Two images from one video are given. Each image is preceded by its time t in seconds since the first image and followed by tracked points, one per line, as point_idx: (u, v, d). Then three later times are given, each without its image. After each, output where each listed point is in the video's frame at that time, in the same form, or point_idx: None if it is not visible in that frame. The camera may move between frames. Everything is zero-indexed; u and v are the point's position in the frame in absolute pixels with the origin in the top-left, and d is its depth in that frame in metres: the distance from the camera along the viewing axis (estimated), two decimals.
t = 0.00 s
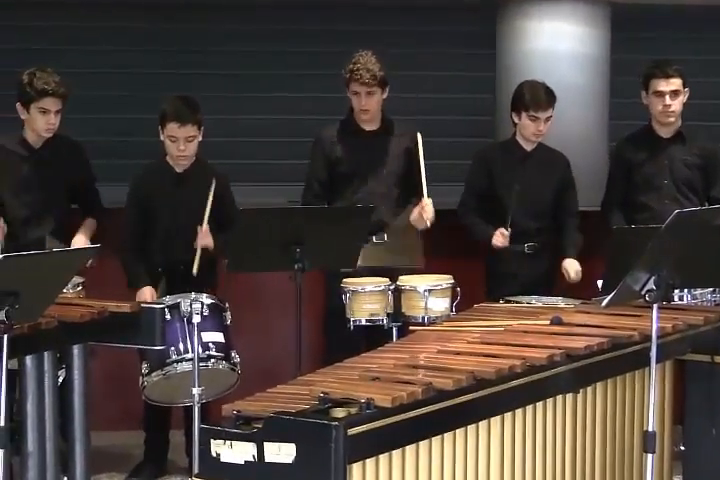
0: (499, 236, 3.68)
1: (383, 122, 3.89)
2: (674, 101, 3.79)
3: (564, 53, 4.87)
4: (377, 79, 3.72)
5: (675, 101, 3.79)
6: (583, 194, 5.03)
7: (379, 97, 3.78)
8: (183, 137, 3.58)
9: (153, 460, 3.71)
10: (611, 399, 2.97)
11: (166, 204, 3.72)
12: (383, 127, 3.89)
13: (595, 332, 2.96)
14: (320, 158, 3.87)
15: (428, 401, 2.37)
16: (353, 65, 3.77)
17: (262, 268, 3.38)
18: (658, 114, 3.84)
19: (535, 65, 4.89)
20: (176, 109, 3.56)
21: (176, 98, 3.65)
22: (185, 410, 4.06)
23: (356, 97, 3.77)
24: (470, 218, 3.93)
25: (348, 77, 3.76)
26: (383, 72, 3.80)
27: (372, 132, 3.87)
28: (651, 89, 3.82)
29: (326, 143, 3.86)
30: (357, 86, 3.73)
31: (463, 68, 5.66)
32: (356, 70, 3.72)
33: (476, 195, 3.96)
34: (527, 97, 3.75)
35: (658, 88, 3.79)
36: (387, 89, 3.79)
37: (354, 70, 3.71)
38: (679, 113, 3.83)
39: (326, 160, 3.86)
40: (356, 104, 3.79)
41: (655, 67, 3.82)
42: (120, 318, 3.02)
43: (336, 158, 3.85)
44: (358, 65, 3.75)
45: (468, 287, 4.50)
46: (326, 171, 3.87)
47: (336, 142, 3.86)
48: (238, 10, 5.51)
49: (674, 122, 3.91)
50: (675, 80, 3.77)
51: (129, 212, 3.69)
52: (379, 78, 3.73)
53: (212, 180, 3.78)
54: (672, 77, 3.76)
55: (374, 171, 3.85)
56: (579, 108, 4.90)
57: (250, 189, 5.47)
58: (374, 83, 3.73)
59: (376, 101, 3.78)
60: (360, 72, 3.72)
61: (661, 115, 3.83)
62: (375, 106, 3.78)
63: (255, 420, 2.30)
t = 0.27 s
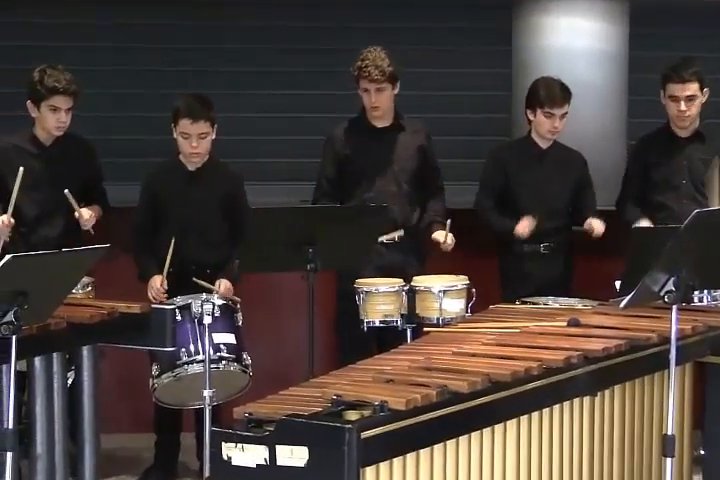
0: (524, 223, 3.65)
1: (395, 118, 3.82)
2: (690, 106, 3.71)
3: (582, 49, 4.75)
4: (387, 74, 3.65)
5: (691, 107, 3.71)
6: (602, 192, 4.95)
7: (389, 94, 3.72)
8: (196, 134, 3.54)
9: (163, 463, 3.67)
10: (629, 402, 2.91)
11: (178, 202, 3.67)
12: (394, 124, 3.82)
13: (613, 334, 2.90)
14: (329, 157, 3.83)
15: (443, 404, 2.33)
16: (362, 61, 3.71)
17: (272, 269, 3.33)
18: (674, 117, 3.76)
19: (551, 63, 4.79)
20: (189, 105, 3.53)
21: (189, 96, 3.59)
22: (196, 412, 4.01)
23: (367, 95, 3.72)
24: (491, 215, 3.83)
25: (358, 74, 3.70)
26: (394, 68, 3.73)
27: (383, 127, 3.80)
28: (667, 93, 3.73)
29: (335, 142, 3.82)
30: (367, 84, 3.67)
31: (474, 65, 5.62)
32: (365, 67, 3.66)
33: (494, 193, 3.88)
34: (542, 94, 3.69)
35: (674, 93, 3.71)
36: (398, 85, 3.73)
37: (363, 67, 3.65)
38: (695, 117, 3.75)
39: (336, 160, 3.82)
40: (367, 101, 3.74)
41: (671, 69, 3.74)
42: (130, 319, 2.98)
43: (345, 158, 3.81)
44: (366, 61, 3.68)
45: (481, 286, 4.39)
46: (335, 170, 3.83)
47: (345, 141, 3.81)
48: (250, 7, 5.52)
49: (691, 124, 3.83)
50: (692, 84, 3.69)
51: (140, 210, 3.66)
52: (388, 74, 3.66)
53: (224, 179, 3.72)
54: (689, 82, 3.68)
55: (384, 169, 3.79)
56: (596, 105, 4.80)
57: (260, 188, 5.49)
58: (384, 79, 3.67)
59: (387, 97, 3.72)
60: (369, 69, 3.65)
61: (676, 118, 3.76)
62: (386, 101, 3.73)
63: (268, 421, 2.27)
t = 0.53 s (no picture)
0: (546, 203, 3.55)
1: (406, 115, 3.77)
2: (706, 111, 3.67)
3: (596, 47, 4.62)
4: (393, 62, 3.61)
5: (706, 112, 3.67)
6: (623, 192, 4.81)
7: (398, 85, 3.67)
8: (207, 132, 3.50)
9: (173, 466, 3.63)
10: (645, 405, 2.86)
11: (187, 202, 3.63)
12: (404, 124, 3.76)
13: (628, 336, 2.85)
14: (341, 156, 3.78)
15: (456, 407, 2.29)
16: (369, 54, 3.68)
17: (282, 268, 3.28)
18: (689, 121, 3.72)
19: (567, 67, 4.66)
20: (199, 104, 3.49)
21: (199, 94, 3.57)
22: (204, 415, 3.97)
23: (376, 87, 3.67)
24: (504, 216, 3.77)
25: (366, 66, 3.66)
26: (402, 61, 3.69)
27: (394, 127, 3.75)
28: (683, 98, 3.69)
29: (345, 139, 3.77)
30: (374, 72, 3.63)
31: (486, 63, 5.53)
32: (373, 55, 3.63)
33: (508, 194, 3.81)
34: (554, 87, 3.65)
35: (690, 99, 3.67)
36: (407, 78, 3.69)
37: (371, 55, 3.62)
38: (710, 120, 3.72)
39: (347, 158, 3.77)
40: (376, 94, 3.68)
41: (687, 72, 3.68)
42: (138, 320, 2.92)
43: (356, 157, 3.76)
44: (374, 51, 3.65)
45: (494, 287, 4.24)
46: (346, 169, 3.78)
47: (356, 140, 3.76)
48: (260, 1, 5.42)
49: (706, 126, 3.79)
50: (709, 91, 3.63)
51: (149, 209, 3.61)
52: (396, 62, 3.62)
53: (234, 177, 3.68)
54: (705, 89, 3.63)
55: (396, 167, 3.74)
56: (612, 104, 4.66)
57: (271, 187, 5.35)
58: (391, 66, 3.62)
59: (397, 89, 3.67)
60: (376, 55, 3.62)
61: (691, 123, 3.72)
62: (395, 94, 3.67)
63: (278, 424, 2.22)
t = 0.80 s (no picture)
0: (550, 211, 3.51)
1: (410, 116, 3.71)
2: (712, 105, 3.63)
3: (600, 44, 4.51)
4: (398, 59, 3.58)
5: (713, 106, 3.63)
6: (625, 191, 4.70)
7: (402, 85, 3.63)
8: (208, 132, 3.45)
9: (173, 468, 3.59)
10: (652, 407, 2.82)
11: (186, 200, 3.59)
12: (407, 128, 3.70)
13: (634, 337, 2.81)
14: (344, 159, 3.73)
15: (459, 409, 2.25)
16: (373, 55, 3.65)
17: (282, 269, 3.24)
18: (694, 116, 3.68)
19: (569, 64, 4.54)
20: (202, 102, 3.45)
21: (199, 92, 3.52)
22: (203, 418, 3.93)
23: (378, 85, 3.63)
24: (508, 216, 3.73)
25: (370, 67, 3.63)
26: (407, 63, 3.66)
27: (397, 129, 3.69)
28: (689, 92, 3.65)
29: (348, 140, 3.72)
30: (379, 71, 3.59)
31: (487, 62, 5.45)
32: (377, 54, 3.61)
33: (513, 194, 3.77)
34: (557, 84, 3.61)
35: (696, 92, 3.63)
36: (411, 78, 3.65)
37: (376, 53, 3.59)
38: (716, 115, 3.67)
39: (350, 159, 3.72)
40: (379, 94, 3.63)
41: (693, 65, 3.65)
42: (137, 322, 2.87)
43: (357, 157, 3.71)
44: (377, 51, 3.63)
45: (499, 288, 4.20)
46: (348, 170, 3.74)
47: (361, 140, 3.71)
48: None
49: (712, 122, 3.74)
50: (716, 85, 3.60)
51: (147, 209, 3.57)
52: (401, 60, 3.59)
53: (233, 176, 3.64)
54: (712, 83, 3.59)
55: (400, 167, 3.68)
56: (614, 102, 4.55)
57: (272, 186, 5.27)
58: (395, 64, 3.58)
59: (401, 88, 3.62)
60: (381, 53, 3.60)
61: (697, 117, 3.68)
62: (400, 92, 3.62)
63: (279, 427, 2.18)
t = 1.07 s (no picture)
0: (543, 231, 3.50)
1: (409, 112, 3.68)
2: (716, 99, 3.56)
3: (603, 42, 4.47)
4: (400, 57, 3.56)
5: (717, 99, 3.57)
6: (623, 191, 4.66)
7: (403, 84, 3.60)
8: (202, 130, 3.41)
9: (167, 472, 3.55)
10: (654, 410, 2.77)
11: (181, 198, 3.54)
12: (408, 126, 3.66)
13: (636, 339, 2.77)
14: (342, 158, 3.68)
15: (460, 412, 2.21)
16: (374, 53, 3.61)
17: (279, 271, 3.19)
18: (699, 110, 3.61)
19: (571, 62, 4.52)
20: (196, 100, 3.39)
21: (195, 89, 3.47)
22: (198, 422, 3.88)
23: (379, 83, 3.59)
24: (507, 216, 3.69)
25: (371, 64, 3.60)
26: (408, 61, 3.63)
27: (397, 127, 3.65)
28: (693, 85, 3.59)
29: (346, 138, 3.68)
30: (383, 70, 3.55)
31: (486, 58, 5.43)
32: (379, 52, 3.57)
33: (515, 194, 3.72)
34: (560, 82, 3.57)
35: (700, 85, 3.56)
36: (411, 77, 3.62)
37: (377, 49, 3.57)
38: None
39: (348, 158, 3.68)
40: (379, 92, 3.59)
41: (698, 58, 3.58)
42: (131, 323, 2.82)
43: (354, 155, 3.67)
44: (380, 48, 3.60)
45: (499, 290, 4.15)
46: (347, 169, 3.69)
47: (361, 139, 3.66)
48: None
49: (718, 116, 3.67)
50: None
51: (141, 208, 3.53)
52: (402, 59, 3.57)
53: (229, 174, 3.60)
54: (716, 75, 3.52)
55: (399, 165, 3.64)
56: (616, 101, 4.52)
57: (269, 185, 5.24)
58: (397, 63, 3.56)
59: (401, 87, 3.59)
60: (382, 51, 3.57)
61: (701, 112, 3.62)
62: (400, 91, 3.58)
63: (275, 430, 2.14)
